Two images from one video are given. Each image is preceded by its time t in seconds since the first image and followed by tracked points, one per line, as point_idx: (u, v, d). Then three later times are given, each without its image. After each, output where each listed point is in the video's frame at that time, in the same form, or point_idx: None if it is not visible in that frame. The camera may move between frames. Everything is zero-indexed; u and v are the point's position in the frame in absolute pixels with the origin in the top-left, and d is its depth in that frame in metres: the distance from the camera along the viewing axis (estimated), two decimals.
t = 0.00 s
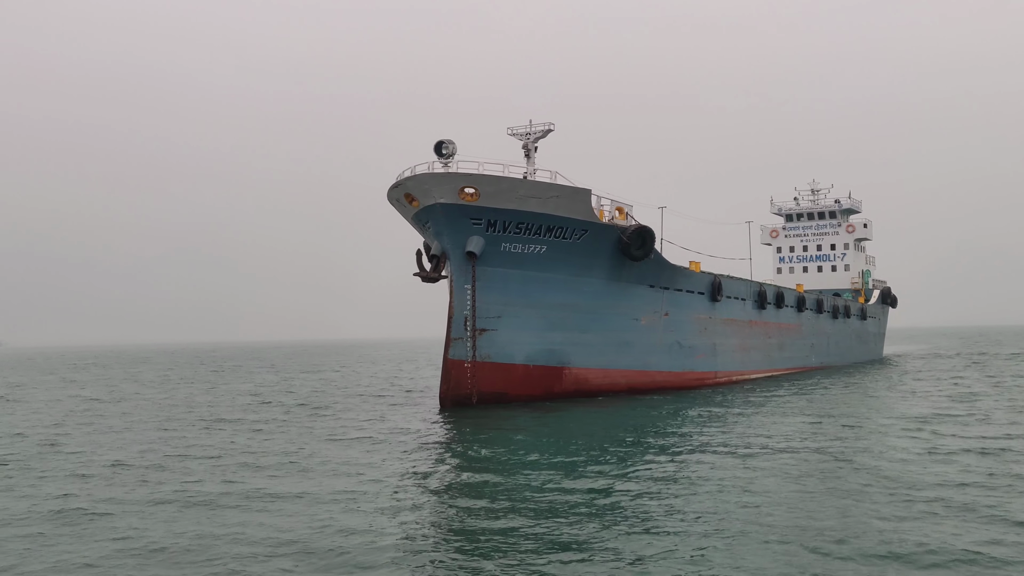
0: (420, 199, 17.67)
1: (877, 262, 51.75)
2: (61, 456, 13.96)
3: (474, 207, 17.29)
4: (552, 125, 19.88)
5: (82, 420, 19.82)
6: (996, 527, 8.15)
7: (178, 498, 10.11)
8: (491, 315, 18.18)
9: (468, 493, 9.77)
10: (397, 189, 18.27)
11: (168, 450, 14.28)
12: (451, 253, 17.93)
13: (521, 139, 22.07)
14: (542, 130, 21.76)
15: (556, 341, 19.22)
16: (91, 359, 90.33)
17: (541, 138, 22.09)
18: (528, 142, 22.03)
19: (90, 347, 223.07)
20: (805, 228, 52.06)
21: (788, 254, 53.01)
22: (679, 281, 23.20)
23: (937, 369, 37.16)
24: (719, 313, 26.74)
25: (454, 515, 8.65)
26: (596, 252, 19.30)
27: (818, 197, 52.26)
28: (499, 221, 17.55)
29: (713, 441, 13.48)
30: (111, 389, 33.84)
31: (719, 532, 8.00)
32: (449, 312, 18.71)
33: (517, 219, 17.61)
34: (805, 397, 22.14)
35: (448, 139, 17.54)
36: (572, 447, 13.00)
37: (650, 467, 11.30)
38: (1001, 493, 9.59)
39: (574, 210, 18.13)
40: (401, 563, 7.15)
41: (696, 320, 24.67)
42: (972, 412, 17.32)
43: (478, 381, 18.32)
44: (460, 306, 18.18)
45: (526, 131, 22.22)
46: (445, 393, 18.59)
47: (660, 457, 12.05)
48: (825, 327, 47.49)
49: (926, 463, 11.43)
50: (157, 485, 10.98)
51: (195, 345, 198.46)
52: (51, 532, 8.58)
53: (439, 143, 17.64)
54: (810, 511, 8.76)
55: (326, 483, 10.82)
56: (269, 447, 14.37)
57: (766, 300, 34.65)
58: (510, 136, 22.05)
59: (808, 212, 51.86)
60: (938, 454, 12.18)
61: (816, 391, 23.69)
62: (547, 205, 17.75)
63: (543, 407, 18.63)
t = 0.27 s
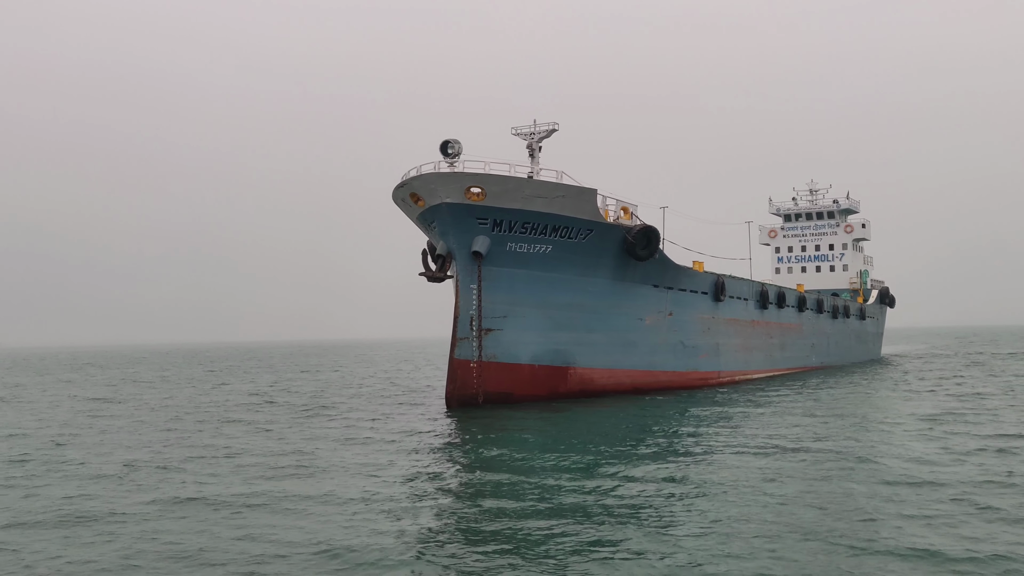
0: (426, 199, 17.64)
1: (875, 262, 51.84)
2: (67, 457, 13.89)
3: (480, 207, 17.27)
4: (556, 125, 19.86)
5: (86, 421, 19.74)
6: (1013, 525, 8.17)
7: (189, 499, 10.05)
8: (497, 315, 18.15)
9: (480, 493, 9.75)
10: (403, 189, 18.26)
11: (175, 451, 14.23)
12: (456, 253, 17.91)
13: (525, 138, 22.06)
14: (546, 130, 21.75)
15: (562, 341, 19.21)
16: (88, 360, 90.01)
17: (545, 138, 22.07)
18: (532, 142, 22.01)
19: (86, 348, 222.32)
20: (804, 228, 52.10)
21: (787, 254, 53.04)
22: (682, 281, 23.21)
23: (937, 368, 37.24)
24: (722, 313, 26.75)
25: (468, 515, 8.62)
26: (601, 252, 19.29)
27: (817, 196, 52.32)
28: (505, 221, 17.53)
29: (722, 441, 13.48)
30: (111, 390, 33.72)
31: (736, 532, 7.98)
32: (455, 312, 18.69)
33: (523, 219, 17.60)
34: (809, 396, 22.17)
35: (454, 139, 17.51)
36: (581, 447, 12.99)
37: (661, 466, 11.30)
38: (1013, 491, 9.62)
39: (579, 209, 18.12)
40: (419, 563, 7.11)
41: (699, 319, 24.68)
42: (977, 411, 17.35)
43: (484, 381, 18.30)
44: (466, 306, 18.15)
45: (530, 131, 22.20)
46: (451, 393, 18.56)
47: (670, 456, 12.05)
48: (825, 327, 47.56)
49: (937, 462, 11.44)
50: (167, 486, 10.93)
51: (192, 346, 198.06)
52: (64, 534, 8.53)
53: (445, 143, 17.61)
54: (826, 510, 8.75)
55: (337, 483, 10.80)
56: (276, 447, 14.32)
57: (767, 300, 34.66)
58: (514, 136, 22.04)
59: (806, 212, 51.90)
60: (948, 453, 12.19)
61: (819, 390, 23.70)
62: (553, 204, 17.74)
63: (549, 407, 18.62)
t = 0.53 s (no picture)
0: (430, 198, 17.61)
1: (871, 262, 52.01)
2: (69, 457, 13.80)
3: (484, 207, 17.25)
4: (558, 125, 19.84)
5: (85, 420, 19.63)
6: None
7: (197, 500, 10.00)
8: (501, 315, 18.13)
9: (490, 494, 9.70)
10: (406, 189, 18.25)
11: (178, 451, 14.16)
12: (460, 253, 17.88)
13: (527, 138, 22.03)
14: (548, 130, 21.74)
15: (565, 341, 19.19)
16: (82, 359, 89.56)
17: (547, 138, 22.05)
18: (534, 142, 21.99)
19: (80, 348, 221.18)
20: (799, 228, 52.19)
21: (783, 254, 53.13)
22: (684, 281, 23.22)
23: (934, 368, 37.38)
24: (723, 314, 26.77)
25: (481, 517, 8.58)
26: (604, 252, 19.29)
27: (813, 197, 52.43)
28: (509, 221, 17.51)
29: (728, 441, 13.49)
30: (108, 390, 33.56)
31: (749, 532, 7.95)
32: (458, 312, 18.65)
33: (526, 219, 17.59)
34: (810, 396, 22.21)
35: (458, 139, 17.49)
36: (588, 447, 12.98)
37: (670, 466, 11.28)
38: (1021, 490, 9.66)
39: (583, 209, 18.11)
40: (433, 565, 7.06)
41: (700, 320, 24.70)
42: (979, 410, 17.42)
43: (488, 381, 18.27)
44: (469, 306, 18.12)
45: (532, 131, 22.17)
46: (455, 393, 18.53)
47: (677, 456, 12.05)
48: (822, 327, 47.67)
49: (944, 461, 11.46)
50: (174, 487, 10.87)
51: (187, 346, 197.33)
52: (73, 535, 8.47)
53: (449, 142, 17.59)
54: (839, 510, 8.73)
55: (345, 483, 10.75)
56: (280, 448, 14.27)
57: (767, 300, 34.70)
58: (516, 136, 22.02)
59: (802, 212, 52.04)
60: (954, 453, 12.22)
61: (820, 390, 23.76)
62: (556, 204, 17.73)
63: (553, 407, 18.60)
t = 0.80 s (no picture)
0: (434, 199, 17.60)
1: (868, 263, 52.16)
2: (73, 458, 13.73)
3: (489, 208, 17.24)
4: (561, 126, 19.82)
5: (86, 421, 19.54)
6: None
7: (206, 502, 9.96)
8: (505, 316, 18.13)
9: (502, 496, 9.68)
10: (411, 190, 18.26)
11: (183, 452, 14.10)
12: (465, 254, 17.87)
13: (530, 139, 22.02)
14: (551, 131, 21.74)
15: (569, 342, 19.20)
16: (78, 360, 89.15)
17: (550, 139, 22.05)
18: (537, 142, 21.99)
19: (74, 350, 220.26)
20: (796, 229, 52.26)
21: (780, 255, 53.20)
22: (686, 283, 23.25)
23: (932, 369, 37.52)
24: (724, 315, 26.81)
25: (494, 519, 8.56)
26: (608, 253, 19.30)
27: (809, 198, 52.52)
28: (514, 222, 17.51)
29: (735, 442, 13.52)
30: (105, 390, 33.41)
31: (764, 535, 7.95)
32: (462, 313, 18.65)
33: (531, 220, 17.59)
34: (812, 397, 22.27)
35: (463, 140, 17.49)
36: (595, 448, 12.98)
37: (679, 468, 11.28)
38: None
39: (587, 211, 18.12)
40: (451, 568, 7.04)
41: (702, 321, 24.73)
42: (981, 411, 17.51)
43: (493, 382, 18.26)
44: (474, 307, 18.11)
45: (535, 132, 22.16)
46: (459, 394, 18.52)
47: (685, 457, 12.07)
48: (821, 328, 47.75)
49: (951, 462, 11.49)
50: (182, 489, 10.83)
51: (184, 347, 196.73)
52: (84, 537, 8.42)
53: (453, 143, 17.59)
54: (851, 512, 8.75)
55: (355, 485, 10.72)
56: (286, 449, 14.23)
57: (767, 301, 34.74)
58: (519, 137, 22.02)
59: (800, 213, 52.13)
60: (961, 454, 12.26)
61: (821, 391, 23.82)
62: (561, 206, 17.73)
63: (557, 408, 18.61)
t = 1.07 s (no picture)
0: (439, 199, 17.58)
1: (865, 264, 52.22)
2: (78, 459, 13.67)
3: (494, 208, 17.23)
4: (564, 126, 19.85)
5: (89, 422, 19.47)
6: None
7: (217, 502, 9.94)
8: (510, 316, 18.11)
9: (514, 496, 9.64)
10: (416, 190, 18.25)
11: (187, 453, 14.04)
12: (469, 254, 17.85)
13: (534, 139, 22.01)
14: (555, 131, 21.72)
15: (573, 343, 19.19)
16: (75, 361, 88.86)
17: (553, 139, 22.03)
18: (540, 143, 21.98)
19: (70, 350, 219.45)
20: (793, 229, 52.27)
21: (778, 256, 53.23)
22: (689, 283, 23.25)
23: (931, 369, 37.60)
24: (726, 315, 26.82)
25: (509, 520, 8.52)
26: (612, 253, 19.30)
27: (807, 198, 52.54)
28: (519, 222, 17.50)
29: (743, 442, 13.53)
30: (104, 391, 33.29)
31: (780, 535, 7.93)
32: (467, 313, 18.62)
33: (536, 221, 17.58)
34: (814, 397, 22.30)
35: (468, 140, 17.47)
36: (603, 448, 12.98)
37: (689, 468, 11.27)
38: None
39: (592, 211, 18.12)
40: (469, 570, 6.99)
41: (705, 321, 24.75)
42: (984, 411, 17.55)
43: (497, 383, 18.25)
44: (479, 307, 18.09)
45: (539, 132, 22.14)
46: (465, 395, 18.50)
47: (694, 458, 12.09)
48: (820, 328, 47.81)
49: (960, 463, 11.53)
50: (191, 490, 10.78)
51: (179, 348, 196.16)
52: (97, 540, 8.37)
53: (458, 144, 17.56)
54: (865, 513, 8.75)
55: (365, 486, 10.68)
56: (292, 450, 14.20)
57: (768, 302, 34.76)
58: (522, 137, 22.00)
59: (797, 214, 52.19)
60: (968, 454, 12.29)
61: (824, 391, 23.85)
62: (566, 206, 17.72)
63: (562, 409, 18.60)
